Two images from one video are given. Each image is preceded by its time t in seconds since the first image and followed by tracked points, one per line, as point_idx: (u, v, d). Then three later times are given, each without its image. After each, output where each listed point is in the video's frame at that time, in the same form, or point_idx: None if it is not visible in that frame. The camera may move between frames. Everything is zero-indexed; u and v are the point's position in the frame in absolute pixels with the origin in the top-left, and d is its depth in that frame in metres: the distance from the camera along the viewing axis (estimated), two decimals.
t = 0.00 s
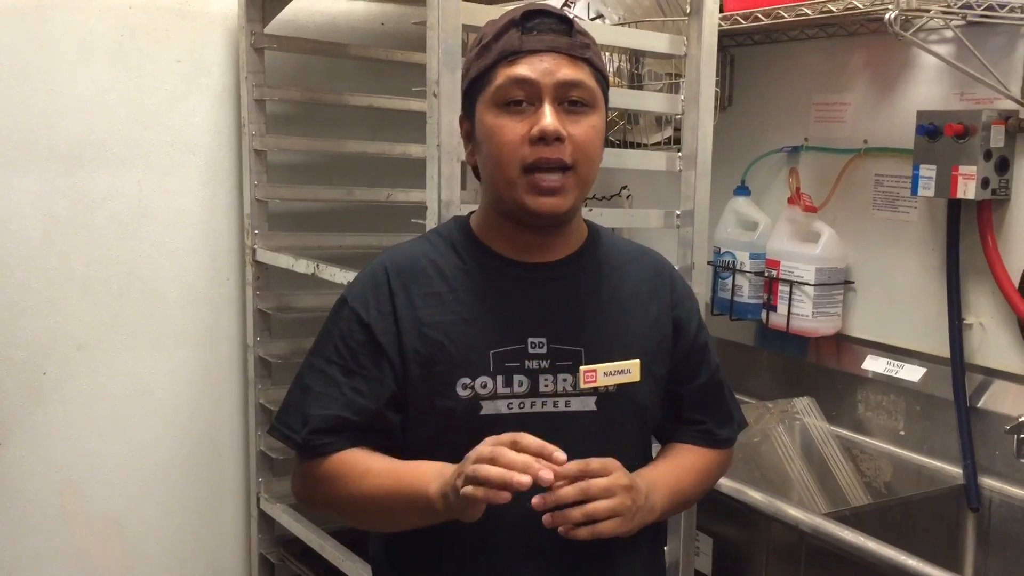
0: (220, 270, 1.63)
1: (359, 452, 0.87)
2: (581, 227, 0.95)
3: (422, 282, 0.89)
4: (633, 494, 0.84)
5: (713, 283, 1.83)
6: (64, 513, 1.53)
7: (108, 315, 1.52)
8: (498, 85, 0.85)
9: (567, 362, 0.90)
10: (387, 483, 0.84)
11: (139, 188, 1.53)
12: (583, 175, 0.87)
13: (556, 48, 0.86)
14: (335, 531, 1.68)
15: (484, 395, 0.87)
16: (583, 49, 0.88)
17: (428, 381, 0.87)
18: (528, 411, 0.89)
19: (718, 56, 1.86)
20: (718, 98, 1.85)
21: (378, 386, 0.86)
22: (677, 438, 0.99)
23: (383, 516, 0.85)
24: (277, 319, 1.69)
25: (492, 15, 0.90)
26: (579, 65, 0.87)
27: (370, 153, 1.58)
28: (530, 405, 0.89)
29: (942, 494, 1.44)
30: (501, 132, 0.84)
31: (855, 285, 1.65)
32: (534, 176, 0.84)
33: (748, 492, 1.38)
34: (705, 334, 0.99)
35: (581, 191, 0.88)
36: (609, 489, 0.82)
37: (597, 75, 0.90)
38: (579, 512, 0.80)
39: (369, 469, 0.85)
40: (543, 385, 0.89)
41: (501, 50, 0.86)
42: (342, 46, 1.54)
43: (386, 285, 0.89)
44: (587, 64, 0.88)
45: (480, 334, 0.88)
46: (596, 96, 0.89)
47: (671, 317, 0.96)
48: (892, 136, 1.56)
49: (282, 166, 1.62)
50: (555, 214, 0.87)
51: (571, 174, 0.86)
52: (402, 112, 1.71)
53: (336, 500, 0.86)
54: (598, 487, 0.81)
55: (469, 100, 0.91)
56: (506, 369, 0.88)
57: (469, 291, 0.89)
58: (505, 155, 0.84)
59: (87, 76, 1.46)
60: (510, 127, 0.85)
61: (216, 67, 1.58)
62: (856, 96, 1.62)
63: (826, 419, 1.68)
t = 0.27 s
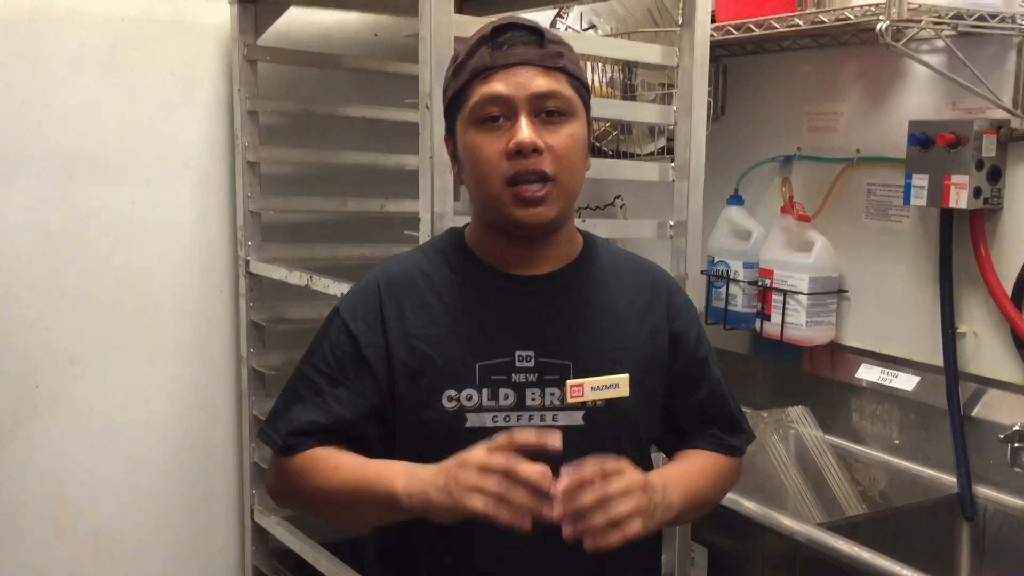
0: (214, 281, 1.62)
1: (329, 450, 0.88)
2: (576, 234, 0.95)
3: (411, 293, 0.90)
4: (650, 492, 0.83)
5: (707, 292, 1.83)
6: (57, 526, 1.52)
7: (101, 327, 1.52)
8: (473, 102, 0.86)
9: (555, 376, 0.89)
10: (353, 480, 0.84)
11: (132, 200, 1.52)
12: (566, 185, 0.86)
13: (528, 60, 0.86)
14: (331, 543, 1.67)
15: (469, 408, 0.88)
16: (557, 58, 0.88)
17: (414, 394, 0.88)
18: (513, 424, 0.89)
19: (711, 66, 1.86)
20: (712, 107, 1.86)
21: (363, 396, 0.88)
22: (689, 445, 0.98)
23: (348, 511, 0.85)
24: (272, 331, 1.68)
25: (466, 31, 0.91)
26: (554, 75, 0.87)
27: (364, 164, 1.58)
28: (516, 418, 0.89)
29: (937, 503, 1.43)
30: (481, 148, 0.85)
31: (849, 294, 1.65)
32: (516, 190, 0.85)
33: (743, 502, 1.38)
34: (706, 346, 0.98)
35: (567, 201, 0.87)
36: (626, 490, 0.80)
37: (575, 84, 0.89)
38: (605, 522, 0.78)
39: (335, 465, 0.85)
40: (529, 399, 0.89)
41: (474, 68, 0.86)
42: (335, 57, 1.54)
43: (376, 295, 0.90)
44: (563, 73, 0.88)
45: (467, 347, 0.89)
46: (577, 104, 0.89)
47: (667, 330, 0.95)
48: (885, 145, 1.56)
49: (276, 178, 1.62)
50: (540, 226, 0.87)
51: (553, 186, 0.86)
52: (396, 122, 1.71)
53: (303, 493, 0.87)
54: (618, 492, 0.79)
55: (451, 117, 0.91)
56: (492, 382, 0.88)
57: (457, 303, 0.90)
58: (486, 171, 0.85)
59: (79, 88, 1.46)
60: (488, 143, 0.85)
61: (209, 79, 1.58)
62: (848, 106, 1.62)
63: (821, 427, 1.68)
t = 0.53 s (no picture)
0: (211, 288, 1.62)
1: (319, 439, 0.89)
2: (567, 242, 0.94)
3: (401, 299, 0.90)
4: (636, 409, 0.84)
5: (704, 297, 1.83)
6: (53, 534, 1.52)
7: (97, 333, 1.52)
8: (459, 109, 0.86)
9: (540, 382, 0.90)
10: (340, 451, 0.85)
11: (128, 207, 1.52)
12: (551, 192, 0.86)
13: (514, 67, 0.86)
14: (328, 550, 1.67)
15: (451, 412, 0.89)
16: (545, 65, 0.87)
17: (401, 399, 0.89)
18: (498, 430, 0.89)
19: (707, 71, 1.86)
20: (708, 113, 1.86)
21: (349, 400, 0.89)
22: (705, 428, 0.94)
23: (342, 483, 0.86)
24: (269, 338, 1.68)
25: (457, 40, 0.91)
26: (541, 82, 0.87)
27: (361, 171, 1.58)
28: (500, 424, 0.89)
29: (935, 509, 1.43)
30: (465, 154, 0.85)
31: (846, 299, 1.65)
32: (499, 196, 0.85)
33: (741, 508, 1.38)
34: (704, 352, 0.95)
35: (553, 207, 0.87)
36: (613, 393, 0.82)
37: (564, 91, 0.89)
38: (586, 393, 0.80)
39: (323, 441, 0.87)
40: (513, 404, 0.90)
41: (460, 74, 0.86)
42: (331, 65, 1.54)
43: (367, 300, 0.91)
44: (551, 80, 0.87)
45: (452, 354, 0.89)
46: (564, 112, 0.88)
47: (660, 336, 0.94)
48: (881, 150, 1.57)
49: (272, 185, 1.62)
50: (525, 232, 0.86)
51: (538, 192, 0.85)
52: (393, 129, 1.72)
53: (297, 479, 0.87)
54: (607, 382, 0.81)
55: (441, 125, 0.92)
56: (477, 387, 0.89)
57: (445, 309, 0.90)
58: (470, 176, 0.85)
59: (76, 94, 1.46)
60: (473, 149, 0.85)
61: (206, 87, 1.58)
62: (844, 112, 1.63)
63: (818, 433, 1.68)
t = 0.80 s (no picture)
0: (209, 289, 1.62)
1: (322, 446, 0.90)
2: (559, 243, 0.94)
3: (395, 301, 0.91)
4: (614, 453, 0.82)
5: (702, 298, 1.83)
6: (51, 536, 1.51)
7: (94, 335, 1.51)
8: (455, 109, 0.86)
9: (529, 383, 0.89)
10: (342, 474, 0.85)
11: (126, 208, 1.52)
12: (543, 195, 0.86)
13: (512, 69, 0.85)
14: (326, 551, 1.67)
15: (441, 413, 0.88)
16: (544, 67, 0.87)
17: (395, 401, 0.89)
18: (487, 432, 0.89)
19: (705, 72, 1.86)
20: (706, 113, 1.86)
21: (345, 403, 0.89)
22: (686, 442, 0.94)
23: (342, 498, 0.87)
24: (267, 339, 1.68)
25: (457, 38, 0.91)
26: (539, 85, 0.86)
27: (360, 172, 1.58)
28: (489, 425, 0.89)
29: (933, 509, 1.43)
30: (458, 156, 0.85)
31: (845, 300, 1.65)
32: (490, 199, 0.85)
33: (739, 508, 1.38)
34: (698, 353, 0.94)
35: (544, 211, 0.87)
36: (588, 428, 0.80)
37: (562, 94, 0.89)
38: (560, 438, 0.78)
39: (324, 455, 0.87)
40: (503, 406, 0.89)
41: (458, 74, 0.86)
42: (329, 65, 1.54)
43: (361, 302, 0.91)
44: (549, 83, 0.87)
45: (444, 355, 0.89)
46: (561, 114, 0.88)
47: (654, 335, 0.93)
48: (879, 151, 1.57)
49: (270, 186, 1.61)
50: (515, 235, 0.86)
51: (530, 195, 0.85)
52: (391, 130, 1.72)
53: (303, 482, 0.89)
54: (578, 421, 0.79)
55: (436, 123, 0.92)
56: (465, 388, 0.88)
57: (437, 310, 0.90)
58: (463, 178, 0.85)
59: (73, 95, 1.46)
60: (467, 150, 0.85)
61: (203, 88, 1.58)
62: (842, 112, 1.63)
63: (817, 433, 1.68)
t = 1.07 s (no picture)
0: (208, 287, 1.62)
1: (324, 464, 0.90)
2: (559, 240, 0.94)
3: (395, 301, 0.91)
4: (586, 494, 0.83)
5: (702, 295, 1.83)
6: (51, 534, 1.52)
7: (94, 333, 1.52)
8: (446, 113, 0.86)
9: (531, 383, 0.89)
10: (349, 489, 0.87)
11: (125, 206, 1.52)
12: (539, 195, 0.86)
13: (500, 70, 0.85)
14: (326, 549, 1.67)
15: (443, 414, 0.88)
16: (532, 66, 0.86)
17: (395, 401, 0.89)
18: (489, 432, 0.88)
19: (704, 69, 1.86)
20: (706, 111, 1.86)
21: (346, 404, 0.89)
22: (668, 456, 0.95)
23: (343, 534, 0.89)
24: (266, 337, 1.68)
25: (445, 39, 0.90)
26: (527, 84, 0.86)
27: (359, 169, 1.58)
28: (492, 426, 0.88)
29: (932, 506, 1.43)
30: (453, 160, 0.85)
31: (844, 297, 1.65)
32: (486, 202, 0.85)
33: (739, 505, 1.38)
34: (698, 353, 0.94)
35: (541, 210, 0.87)
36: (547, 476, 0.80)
37: (552, 91, 0.88)
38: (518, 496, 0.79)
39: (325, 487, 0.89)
40: (505, 406, 0.88)
41: (447, 78, 0.86)
42: (328, 62, 1.54)
43: (362, 302, 0.91)
44: (537, 81, 0.86)
45: (444, 355, 0.89)
46: (552, 112, 0.87)
47: (654, 335, 0.93)
48: (878, 148, 1.57)
49: (269, 183, 1.61)
50: (514, 236, 0.86)
51: (525, 197, 0.85)
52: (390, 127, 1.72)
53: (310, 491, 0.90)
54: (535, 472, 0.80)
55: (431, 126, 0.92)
56: (468, 389, 0.88)
57: (437, 310, 0.90)
58: (458, 182, 0.85)
59: (72, 93, 1.46)
60: (460, 154, 0.85)
61: (203, 85, 1.57)
62: (842, 109, 1.62)
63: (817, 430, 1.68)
